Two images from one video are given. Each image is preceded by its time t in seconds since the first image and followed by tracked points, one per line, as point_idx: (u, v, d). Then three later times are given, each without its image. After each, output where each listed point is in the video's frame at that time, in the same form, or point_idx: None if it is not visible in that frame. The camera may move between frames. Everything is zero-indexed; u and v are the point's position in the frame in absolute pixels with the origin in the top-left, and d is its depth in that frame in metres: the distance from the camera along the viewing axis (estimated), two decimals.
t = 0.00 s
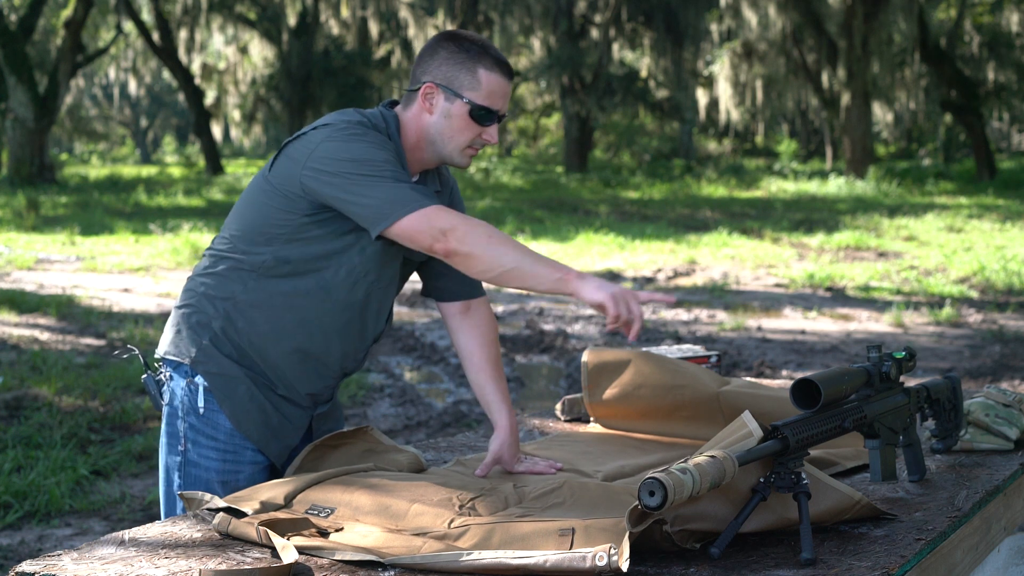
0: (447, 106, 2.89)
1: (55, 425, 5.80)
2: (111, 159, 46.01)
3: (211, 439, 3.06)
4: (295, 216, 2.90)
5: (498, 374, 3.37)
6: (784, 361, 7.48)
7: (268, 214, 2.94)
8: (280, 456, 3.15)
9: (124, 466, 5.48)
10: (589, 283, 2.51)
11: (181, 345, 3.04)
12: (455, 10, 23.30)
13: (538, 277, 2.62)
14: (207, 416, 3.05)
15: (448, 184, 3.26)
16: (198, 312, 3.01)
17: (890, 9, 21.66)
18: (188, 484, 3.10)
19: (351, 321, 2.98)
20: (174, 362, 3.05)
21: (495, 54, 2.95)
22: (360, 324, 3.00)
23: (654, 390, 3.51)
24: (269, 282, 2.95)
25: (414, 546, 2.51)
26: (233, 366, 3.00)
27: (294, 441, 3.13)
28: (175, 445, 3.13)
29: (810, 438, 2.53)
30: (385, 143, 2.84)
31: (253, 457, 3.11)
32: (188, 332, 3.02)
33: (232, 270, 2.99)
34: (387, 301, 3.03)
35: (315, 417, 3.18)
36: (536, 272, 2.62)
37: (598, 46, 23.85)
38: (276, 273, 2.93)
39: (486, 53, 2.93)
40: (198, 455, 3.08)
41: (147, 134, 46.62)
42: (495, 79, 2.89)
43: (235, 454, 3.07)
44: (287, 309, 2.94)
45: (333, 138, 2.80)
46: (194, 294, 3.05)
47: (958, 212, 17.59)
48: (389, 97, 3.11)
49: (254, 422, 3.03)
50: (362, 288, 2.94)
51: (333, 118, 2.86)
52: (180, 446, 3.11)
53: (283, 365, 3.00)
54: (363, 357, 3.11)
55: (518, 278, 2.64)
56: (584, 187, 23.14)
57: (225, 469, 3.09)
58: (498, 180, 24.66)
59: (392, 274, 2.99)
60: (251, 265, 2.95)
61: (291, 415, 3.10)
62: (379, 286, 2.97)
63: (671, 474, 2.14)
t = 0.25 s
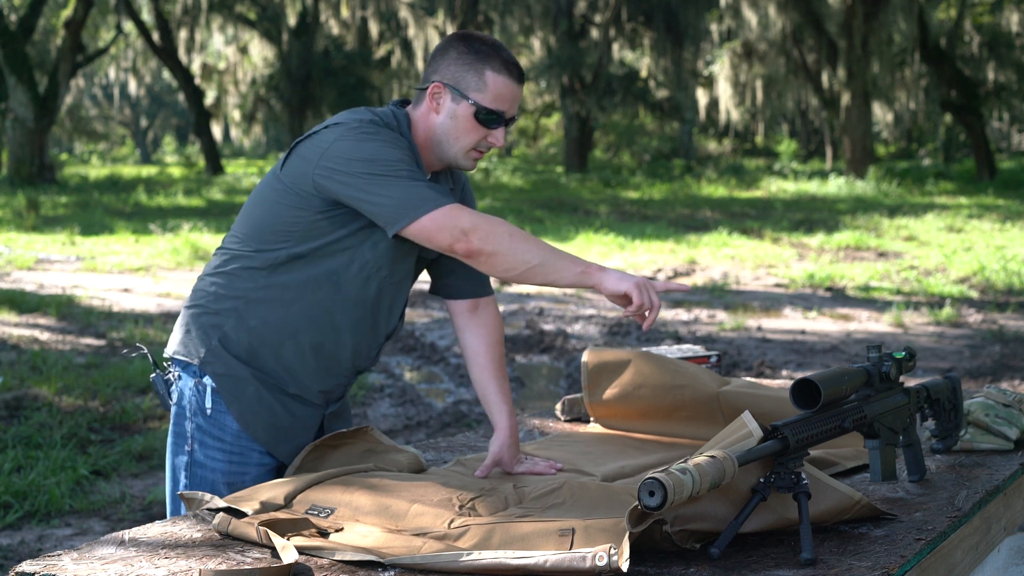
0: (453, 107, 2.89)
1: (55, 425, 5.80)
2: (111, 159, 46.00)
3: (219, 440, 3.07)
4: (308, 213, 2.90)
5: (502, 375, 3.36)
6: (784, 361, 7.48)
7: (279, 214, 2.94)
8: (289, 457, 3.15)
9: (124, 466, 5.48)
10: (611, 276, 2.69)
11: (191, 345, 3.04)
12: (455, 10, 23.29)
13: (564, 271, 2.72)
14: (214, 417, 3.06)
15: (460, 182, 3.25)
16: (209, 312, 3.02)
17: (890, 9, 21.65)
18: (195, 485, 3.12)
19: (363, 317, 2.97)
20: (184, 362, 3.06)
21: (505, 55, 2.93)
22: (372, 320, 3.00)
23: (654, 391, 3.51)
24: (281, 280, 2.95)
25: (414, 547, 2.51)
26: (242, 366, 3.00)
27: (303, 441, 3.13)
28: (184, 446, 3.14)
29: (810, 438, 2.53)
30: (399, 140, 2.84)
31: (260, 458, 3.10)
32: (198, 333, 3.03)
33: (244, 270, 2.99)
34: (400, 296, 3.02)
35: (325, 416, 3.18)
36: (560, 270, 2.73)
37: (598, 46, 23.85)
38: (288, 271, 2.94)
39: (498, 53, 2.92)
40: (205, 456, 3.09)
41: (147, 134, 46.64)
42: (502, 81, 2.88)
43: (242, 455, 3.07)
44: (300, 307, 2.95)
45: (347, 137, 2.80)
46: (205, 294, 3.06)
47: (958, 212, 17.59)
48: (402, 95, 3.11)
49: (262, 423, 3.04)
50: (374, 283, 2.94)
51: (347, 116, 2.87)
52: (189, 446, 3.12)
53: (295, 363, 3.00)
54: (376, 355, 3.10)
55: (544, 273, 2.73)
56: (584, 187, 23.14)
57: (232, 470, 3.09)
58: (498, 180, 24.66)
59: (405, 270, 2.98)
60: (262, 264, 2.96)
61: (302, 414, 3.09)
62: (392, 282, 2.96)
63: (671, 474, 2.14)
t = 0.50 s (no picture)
0: (446, 102, 2.88)
1: (55, 425, 5.80)
2: (111, 160, 46.00)
3: (225, 440, 3.07)
4: (309, 211, 2.89)
5: (504, 376, 3.37)
6: (784, 361, 7.48)
7: (283, 213, 2.93)
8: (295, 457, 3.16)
9: (124, 466, 5.48)
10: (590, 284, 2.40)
11: (197, 345, 3.05)
12: (454, 10, 23.29)
13: (537, 276, 2.52)
14: (221, 417, 3.06)
15: (468, 180, 3.25)
16: (216, 312, 3.03)
17: (890, 9, 21.64)
18: (201, 486, 3.11)
19: (369, 316, 2.97)
20: (190, 362, 3.07)
21: (504, 51, 2.88)
22: (377, 321, 3.00)
23: (654, 391, 3.51)
24: (286, 281, 2.96)
25: (414, 547, 2.51)
26: (248, 366, 3.01)
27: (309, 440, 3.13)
28: (190, 446, 3.14)
29: (810, 438, 2.53)
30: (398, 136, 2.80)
31: (266, 459, 3.11)
32: (204, 333, 3.04)
33: (248, 269, 2.99)
34: (404, 297, 3.02)
35: (333, 417, 3.18)
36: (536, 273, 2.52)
37: (598, 46, 23.85)
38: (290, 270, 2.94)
39: (496, 50, 2.87)
40: (212, 456, 3.09)
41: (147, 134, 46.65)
42: (494, 77, 2.84)
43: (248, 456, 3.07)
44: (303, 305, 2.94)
45: (343, 133, 2.77)
46: (211, 294, 3.06)
47: (958, 212, 17.58)
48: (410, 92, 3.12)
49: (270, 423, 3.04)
50: (379, 281, 2.94)
51: (348, 112, 2.84)
52: (195, 445, 3.12)
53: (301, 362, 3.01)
54: (382, 355, 3.10)
55: (519, 276, 2.54)
56: (584, 187, 23.14)
57: (238, 471, 3.09)
58: (498, 180, 24.66)
59: (410, 269, 2.98)
60: (267, 264, 2.95)
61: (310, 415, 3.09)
62: (395, 281, 2.96)
63: (671, 474, 2.14)
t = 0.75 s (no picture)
0: (440, 98, 2.89)
1: (55, 425, 5.80)
2: (111, 160, 45.99)
3: (229, 441, 3.07)
4: (309, 212, 2.89)
5: (506, 376, 3.37)
6: (784, 361, 7.48)
7: (285, 214, 2.93)
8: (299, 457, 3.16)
9: (124, 466, 5.48)
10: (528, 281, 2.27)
11: (201, 345, 3.06)
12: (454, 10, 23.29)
13: (482, 269, 2.41)
14: (225, 418, 3.06)
15: (473, 178, 3.25)
16: (220, 312, 3.03)
17: (890, 9, 21.64)
18: (205, 486, 3.12)
19: (369, 317, 2.98)
20: (195, 362, 3.08)
21: (500, 49, 2.86)
22: (378, 322, 3.01)
23: (654, 391, 3.51)
24: (287, 281, 2.96)
25: (414, 547, 2.51)
26: (252, 366, 3.02)
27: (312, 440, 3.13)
28: (195, 445, 3.14)
29: (810, 438, 2.53)
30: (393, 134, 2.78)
31: (270, 459, 3.10)
32: (209, 333, 3.04)
33: (250, 269, 3.00)
34: (402, 298, 3.03)
35: (338, 419, 3.18)
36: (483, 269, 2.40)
37: (598, 46, 23.85)
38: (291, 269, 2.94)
39: (491, 46, 2.85)
40: (215, 457, 3.09)
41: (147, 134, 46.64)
42: (483, 74, 2.83)
43: (252, 456, 3.07)
44: (304, 305, 2.95)
45: (339, 130, 2.75)
46: (216, 294, 3.07)
47: (958, 212, 17.58)
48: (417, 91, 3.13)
49: (273, 424, 3.04)
50: (378, 283, 2.94)
51: (346, 112, 2.84)
52: (199, 445, 3.13)
53: (304, 362, 3.02)
54: (384, 356, 3.12)
55: (466, 268, 2.43)
56: (584, 187, 23.14)
57: (242, 471, 3.09)
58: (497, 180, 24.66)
59: (409, 270, 2.98)
60: (268, 264, 2.96)
61: (312, 415, 3.09)
62: (394, 284, 2.96)
63: (671, 474, 2.14)
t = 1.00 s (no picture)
0: (436, 101, 2.90)
1: (55, 425, 5.80)
2: (112, 159, 45.98)
3: (229, 442, 3.08)
4: (308, 215, 2.89)
5: (508, 376, 3.37)
6: (783, 361, 7.48)
7: (286, 216, 2.93)
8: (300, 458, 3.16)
9: (124, 466, 5.48)
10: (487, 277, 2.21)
11: (204, 345, 3.06)
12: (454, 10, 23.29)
13: (446, 265, 2.32)
14: (226, 418, 3.07)
15: (474, 179, 3.24)
16: (222, 313, 3.04)
17: (889, 9, 21.64)
18: (206, 486, 3.12)
19: (368, 322, 2.98)
20: (198, 363, 3.08)
21: (496, 50, 2.86)
22: (378, 325, 3.00)
23: (655, 390, 3.51)
24: (286, 283, 2.96)
25: (414, 547, 2.51)
26: (253, 367, 3.02)
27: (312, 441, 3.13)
28: (196, 445, 3.15)
29: (811, 438, 2.53)
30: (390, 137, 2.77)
31: (271, 460, 3.09)
32: (211, 334, 3.05)
33: (252, 271, 3.00)
34: (402, 302, 3.02)
35: (339, 419, 3.18)
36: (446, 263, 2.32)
37: (598, 46, 23.86)
38: (289, 270, 2.94)
39: (486, 48, 2.85)
40: (216, 457, 3.09)
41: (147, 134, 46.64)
42: (479, 75, 2.84)
43: (252, 457, 3.07)
44: (304, 307, 2.95)
45: (335, 132, 2.74)
46: (218, 295, 3.08)
47: (958, 212, 17.58)
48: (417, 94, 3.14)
49: (274, 425, 3.04)
50: (377, 287, 2.93)
51: (345, 115, 2.84)
52: (200, 445, 3.13)
53: (305, 364, 3.02)
54: (384, 359, 3.12)
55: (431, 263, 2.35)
56: (584, 187, 23.15)
57: (242, 472, 3.09)
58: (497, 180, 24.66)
59: (409, 274, 2.97)
60: (269, 265, 2.96)
61: (313, 417, 3.09)
62: (393, 288, 2.96)
63: (671, 474, 2.14)
